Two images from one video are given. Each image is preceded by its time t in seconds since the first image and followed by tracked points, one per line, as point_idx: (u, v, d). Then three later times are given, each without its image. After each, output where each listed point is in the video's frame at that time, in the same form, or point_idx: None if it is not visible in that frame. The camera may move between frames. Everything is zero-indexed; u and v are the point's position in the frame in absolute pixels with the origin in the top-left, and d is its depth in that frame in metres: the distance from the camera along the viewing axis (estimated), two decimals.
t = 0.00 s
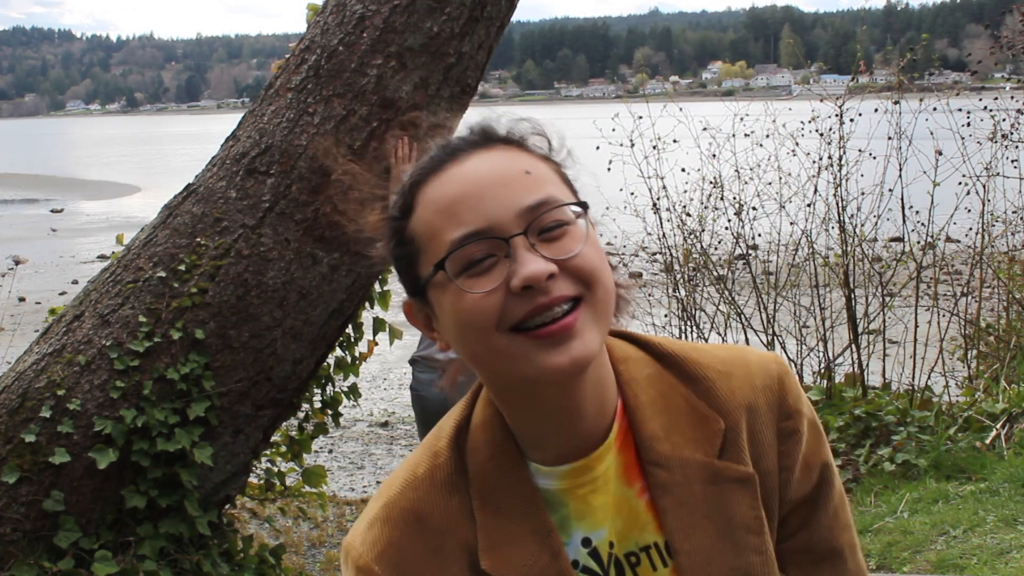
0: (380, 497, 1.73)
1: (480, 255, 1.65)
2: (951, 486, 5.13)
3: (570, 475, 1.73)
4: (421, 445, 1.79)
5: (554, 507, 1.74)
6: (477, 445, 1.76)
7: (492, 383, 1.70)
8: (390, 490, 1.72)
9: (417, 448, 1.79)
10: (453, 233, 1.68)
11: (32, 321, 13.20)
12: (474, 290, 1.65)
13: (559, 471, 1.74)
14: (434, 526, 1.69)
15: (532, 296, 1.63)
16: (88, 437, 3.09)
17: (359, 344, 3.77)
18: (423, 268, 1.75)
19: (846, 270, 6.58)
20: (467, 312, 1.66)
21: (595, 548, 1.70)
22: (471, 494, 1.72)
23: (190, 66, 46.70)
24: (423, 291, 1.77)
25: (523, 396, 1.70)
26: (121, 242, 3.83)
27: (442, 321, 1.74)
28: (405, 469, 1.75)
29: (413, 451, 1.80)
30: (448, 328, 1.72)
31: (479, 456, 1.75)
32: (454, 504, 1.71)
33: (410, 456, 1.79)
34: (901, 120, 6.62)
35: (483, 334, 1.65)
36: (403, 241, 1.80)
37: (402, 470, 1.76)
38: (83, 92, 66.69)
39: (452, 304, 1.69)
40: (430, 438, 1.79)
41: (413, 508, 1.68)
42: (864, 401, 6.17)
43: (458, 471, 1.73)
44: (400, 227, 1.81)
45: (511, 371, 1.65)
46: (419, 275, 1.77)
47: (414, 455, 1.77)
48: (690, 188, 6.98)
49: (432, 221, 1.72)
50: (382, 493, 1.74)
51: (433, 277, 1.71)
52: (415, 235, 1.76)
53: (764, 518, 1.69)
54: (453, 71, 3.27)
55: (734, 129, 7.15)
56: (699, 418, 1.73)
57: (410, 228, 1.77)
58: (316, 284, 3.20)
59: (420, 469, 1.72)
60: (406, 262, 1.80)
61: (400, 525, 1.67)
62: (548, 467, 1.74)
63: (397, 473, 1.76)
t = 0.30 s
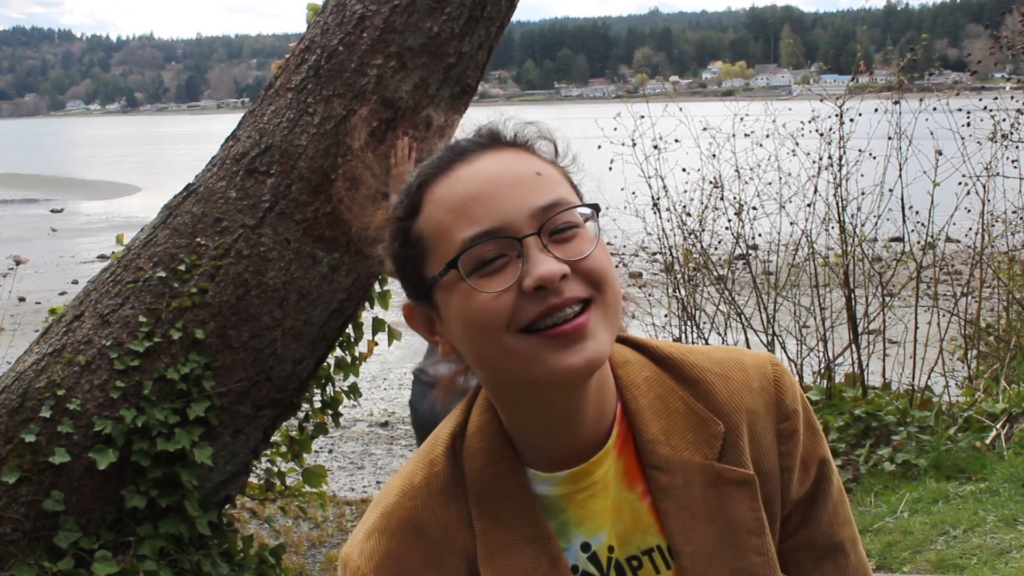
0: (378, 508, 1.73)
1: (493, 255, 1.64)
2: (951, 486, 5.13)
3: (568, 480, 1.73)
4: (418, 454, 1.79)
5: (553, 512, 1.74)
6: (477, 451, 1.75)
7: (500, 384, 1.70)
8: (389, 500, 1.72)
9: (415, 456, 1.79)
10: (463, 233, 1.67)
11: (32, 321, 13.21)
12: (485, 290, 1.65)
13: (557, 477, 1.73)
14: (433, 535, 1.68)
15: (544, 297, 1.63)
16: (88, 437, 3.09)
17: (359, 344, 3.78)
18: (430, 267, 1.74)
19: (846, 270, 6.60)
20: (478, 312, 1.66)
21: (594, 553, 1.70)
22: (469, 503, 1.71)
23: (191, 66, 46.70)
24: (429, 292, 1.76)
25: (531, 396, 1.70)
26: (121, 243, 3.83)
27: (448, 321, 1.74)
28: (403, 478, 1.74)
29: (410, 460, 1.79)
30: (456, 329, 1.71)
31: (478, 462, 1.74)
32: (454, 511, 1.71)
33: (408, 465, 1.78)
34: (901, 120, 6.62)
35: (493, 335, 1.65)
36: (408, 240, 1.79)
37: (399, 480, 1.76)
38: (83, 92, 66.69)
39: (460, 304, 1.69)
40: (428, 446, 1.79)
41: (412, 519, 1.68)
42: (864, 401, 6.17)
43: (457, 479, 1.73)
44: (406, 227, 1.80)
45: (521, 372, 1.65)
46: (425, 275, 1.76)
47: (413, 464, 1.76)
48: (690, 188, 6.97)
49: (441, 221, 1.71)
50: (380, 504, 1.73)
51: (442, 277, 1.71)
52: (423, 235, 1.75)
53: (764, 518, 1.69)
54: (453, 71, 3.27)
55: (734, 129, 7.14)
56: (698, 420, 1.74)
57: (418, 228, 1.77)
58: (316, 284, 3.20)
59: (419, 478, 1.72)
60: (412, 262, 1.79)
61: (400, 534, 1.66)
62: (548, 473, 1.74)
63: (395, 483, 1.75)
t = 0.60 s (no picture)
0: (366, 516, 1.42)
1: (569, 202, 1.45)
2: (951, 486, 5.14)
3: (571, 465, 1.53)
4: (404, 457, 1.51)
5: (559, 499, 1.51)
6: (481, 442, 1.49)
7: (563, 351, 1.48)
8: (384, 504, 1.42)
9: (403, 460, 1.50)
10: (526, 188, 1.43)
11: (32, 321, 13.22)
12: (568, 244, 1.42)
13: (559, 460, 1.53)
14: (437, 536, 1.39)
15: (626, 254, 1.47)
16: (88, 437, 3.09)
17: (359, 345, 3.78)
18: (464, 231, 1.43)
19: (846, 270, 6.63)
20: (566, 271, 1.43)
21: (602, 538, 1.49)
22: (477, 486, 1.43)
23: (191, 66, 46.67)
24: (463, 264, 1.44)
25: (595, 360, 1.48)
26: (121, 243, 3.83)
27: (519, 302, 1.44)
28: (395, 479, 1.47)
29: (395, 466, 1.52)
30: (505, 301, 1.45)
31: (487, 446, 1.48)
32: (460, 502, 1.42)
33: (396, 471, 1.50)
34: (901, 120, 6.63)
35: (574, 296, 1.42)
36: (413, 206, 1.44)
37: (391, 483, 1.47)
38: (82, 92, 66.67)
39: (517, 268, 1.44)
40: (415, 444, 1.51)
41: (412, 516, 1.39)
42: (864, 401, 6.17)
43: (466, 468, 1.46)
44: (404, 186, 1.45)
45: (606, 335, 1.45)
46: (450, 252, 1.43)
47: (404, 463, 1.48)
48: (690, 188, 6.96)
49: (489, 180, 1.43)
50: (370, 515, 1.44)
51: (488, 241, 1.43)
52: (448, 196, 1.42)
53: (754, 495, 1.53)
54: (453, 71, 3.26)
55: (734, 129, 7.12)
56: (676, 402, 1.58)
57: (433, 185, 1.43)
58: (316, 284, 3.20)
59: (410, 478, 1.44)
60: (416, 234, 1.44)
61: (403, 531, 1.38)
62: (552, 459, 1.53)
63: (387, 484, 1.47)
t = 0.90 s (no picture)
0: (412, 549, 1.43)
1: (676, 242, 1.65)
2: (951, 486, 5.13)
3: (597, 494, 1.67)
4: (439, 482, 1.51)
5: (584, 529, 1.65)
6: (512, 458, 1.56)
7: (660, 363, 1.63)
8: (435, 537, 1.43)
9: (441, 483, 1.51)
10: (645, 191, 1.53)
11: (31, 321, 13.21)
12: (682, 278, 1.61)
13: (587, 493, 1.66)
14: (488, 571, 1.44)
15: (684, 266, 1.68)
16: (88, 437, 3.09)
17: (359, 345, 3.79)
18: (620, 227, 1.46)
19: (846, 270, 6.60)
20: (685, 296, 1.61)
21: (621, 565, 1.66)
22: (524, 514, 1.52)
23: (190, 65, 46.67)
24: (601, 261, 1.45)
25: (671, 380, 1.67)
26: (119, 244, 3.73)
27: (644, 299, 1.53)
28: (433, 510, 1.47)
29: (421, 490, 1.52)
30: (626, 307, 1.51)
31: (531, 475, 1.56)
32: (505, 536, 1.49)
33: (427, 496, 1.50)
34: (901, 120, 6.61)
35: (679, 317, 1.61)
36: (571, 183, 1.41)
37: (435, 510, 1.47)
38: (82, 92, 66.67)
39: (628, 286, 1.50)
40: (454, 468, 1.54)
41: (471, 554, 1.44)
42: (864, 401, 6.17)
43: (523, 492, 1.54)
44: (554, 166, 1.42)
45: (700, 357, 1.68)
46: (600, 236, 1.43)
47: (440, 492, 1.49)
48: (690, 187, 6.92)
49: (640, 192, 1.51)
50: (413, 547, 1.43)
51: (630, 242, 1.48)
52: (608, 189, 1.44)
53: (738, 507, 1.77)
54: (453, 71, 3.26)
55: (734, 129, 7.21)
56: (666, 425, 1.83)
57: (586, 170, 1.44)
58: (317, 284, 3.20)
59: (459, 510, 1.47)
60: (563, 210, 1.40)
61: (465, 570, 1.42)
62: (580, 491, 1.65)
63: (423, 514, 1.47)
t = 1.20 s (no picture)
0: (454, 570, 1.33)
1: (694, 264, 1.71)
2: (951, 486, 5.14)
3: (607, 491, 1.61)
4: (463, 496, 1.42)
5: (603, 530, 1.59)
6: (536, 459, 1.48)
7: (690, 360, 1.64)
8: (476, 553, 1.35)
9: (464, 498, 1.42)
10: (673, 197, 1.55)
11: (31, 321, 13.23)
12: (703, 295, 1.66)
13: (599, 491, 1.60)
14: None
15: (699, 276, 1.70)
16: (88, 437, 3.09)
17: (359, 345, 3.78)
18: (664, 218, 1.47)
19: (846, 270, 6.60)
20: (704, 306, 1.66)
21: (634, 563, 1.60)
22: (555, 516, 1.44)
23: (191, 65, 46.73)
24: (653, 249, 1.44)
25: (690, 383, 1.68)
26: (120, 243, 3.70)
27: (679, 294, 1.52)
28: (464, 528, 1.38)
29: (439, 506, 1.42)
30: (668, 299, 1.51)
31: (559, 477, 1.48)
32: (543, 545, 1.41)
33: (454, 509, 1.41)
34: (901, 120, 6.62)
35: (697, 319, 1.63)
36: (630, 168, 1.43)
37: (471, 517, 1.39)
38: (83, 92, 66.68)
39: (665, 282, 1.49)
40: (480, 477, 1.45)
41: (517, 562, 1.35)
42: (864, 401, 6.17)
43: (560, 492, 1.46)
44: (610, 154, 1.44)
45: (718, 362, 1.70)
46: (652, 223, 1.43)
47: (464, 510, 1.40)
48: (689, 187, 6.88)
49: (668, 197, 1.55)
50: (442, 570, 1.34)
51: (670, 240, 1.47)
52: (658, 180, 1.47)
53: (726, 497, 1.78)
54: (453, 71, 3.25)
55: (734, 129, 7.12)
56: (647, 422, 1.82)
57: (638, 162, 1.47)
58: (316, 284, 3.20)
59: (495, 522, 1.39)
60: (620, 193, 1.40)
61: None
62: (597, 493, 1.59)
63: (447, 535, 1.37)
